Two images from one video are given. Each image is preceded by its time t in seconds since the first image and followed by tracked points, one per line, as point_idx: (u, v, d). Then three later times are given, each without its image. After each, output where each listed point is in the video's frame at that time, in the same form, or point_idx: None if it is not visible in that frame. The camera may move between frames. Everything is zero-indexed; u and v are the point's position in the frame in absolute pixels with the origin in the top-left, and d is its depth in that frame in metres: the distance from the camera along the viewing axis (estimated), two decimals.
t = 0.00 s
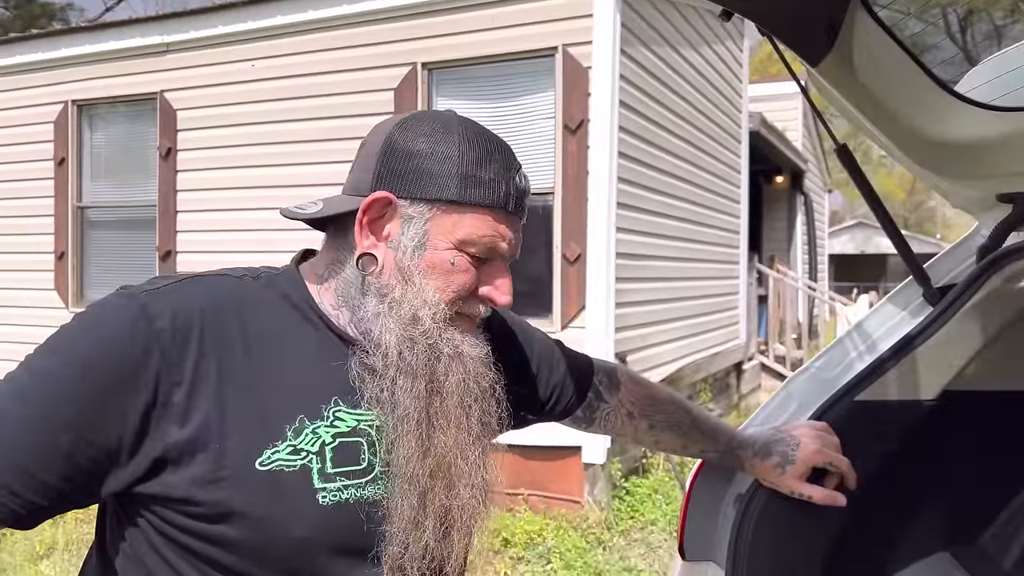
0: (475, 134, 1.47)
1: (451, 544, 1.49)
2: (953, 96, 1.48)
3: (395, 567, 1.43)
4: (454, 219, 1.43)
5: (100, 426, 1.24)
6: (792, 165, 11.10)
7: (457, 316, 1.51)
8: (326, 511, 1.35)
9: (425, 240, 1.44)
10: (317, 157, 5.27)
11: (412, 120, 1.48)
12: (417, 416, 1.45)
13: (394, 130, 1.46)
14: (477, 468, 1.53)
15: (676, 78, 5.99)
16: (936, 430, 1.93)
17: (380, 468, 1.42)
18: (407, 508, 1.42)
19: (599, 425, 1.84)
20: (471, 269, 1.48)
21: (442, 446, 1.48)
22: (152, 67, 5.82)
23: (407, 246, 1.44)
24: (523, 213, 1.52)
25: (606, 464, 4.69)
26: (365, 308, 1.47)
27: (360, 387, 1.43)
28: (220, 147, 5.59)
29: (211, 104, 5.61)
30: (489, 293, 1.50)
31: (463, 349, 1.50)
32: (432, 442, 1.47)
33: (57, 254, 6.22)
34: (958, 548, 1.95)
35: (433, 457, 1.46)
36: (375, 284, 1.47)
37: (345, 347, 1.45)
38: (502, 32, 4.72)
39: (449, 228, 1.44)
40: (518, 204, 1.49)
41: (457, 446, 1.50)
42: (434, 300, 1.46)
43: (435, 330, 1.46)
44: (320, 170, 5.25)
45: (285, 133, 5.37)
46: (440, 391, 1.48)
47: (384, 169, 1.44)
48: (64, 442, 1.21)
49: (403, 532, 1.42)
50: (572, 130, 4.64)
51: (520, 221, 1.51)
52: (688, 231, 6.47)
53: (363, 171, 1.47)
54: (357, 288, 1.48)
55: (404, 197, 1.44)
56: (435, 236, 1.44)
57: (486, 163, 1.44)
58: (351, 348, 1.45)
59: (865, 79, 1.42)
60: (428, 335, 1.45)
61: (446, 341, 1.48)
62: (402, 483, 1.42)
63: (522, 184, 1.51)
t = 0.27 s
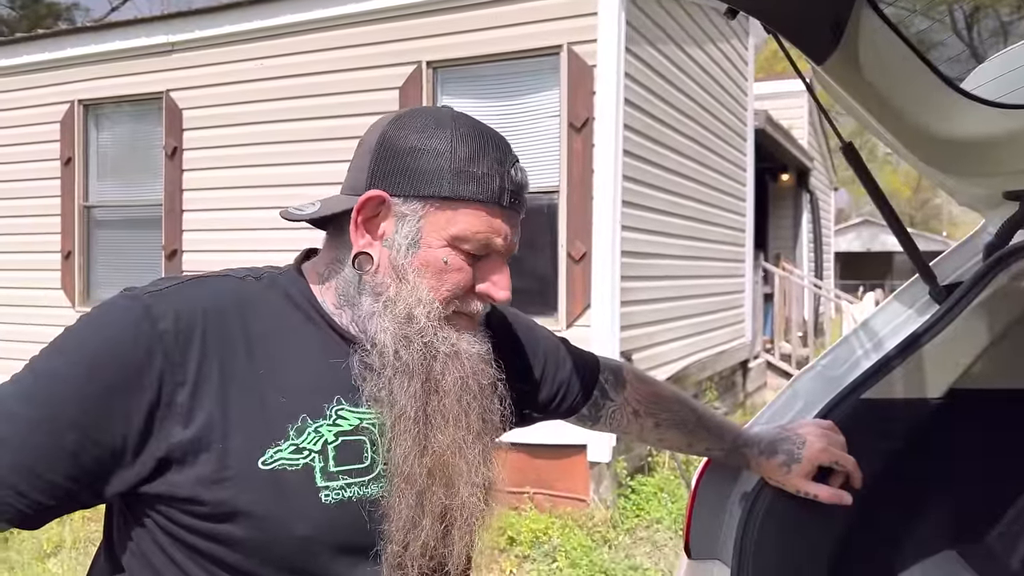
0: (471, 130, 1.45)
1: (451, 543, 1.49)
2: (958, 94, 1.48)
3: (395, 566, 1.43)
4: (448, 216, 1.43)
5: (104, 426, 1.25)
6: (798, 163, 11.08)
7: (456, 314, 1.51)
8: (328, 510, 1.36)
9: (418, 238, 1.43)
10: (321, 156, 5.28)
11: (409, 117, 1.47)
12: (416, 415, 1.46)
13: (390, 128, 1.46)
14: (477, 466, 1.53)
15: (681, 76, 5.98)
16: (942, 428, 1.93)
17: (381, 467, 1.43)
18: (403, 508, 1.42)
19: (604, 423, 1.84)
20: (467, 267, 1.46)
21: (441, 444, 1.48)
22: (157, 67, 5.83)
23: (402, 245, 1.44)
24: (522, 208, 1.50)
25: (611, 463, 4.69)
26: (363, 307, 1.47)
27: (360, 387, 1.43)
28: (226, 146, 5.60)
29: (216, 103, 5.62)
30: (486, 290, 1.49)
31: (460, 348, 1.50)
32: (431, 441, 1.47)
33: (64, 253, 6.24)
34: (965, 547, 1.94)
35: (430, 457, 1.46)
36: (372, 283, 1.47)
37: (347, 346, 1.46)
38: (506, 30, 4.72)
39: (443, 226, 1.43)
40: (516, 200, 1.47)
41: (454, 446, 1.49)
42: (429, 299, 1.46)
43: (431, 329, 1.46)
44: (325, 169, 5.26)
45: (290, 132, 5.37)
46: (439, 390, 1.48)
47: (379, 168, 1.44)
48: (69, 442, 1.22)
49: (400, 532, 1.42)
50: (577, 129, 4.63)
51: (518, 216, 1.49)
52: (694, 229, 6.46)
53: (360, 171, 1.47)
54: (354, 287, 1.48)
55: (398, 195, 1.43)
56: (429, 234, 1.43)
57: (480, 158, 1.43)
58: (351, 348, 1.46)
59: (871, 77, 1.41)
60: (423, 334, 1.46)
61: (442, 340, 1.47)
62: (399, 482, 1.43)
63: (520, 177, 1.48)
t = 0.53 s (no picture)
0: (458, 120, 1.46)
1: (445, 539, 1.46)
2: (960, 91, 1.48)
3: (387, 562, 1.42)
4: (429, 200, 1.42)
5: (107, 425, 1.26)
6: (803, 161, 11.07)
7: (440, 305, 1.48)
8: (327, 506, 1.37)
9: (400, 223, 1.43)
10: (326, 155, 5.30)
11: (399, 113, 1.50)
12: (399, 409, 1.43)
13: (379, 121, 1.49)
14: (469, 463, 1.48)
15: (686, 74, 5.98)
16: (944, 426, 1.93)
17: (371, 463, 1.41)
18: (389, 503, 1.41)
19: (605, 421, 1.84)
20: (451, 253, 1.45)
21: (427, 440, 1.44)
22: (164, 67, 5.86)
23: (384, 231, 1.44)
24: (509, 196, 1.48)
25: (616, 461, 4.70)
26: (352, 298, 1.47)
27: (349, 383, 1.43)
28: (231, 145, 5.62)
29: (222, 102, 5.65)
30: (470, 276, 1.47)
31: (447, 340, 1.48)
32: (416, 436, 1.44)
33: (71, 252, 6.27)
34: (967, 544, 1.93)
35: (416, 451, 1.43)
36: (358, 272, 1.48)
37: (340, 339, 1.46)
38: (511, 29, 4.73)
39: (423, 209, 1.42)
40: (502, 186, 1.46)
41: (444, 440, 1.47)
42: (411, 287, 1.44)
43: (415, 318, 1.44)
44: (330, 168, 5.28)
45: (295, 131, 5.39)
46: (422, 384, 1.45)
47: (367, 157, 1.47)
48: (72, 440, 1.23)
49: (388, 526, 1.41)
50: (581, 127, 4.64)
51: (505, 203, 1.47)
52: (698, 227, 6.46)
53: (353, 164, 1.51)
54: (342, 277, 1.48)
55: (381, 181, 1.45)
56: (410, 219, 1.43)
57: (462, 144, 1.43)
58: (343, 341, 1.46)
59: (872, 74, 1.41)
60: (404, 323, 1.43)
61: (424, 328, 1.45)
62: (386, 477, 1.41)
63: (507, 166, 1.47)
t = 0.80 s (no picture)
0: (442, 102, 1.51)
1: (392, 520, 1.35)
2: (967, 86, 1.49)
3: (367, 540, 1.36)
4: (400, 171, 1.48)
5: (118, 413, 1.28)
6: (809, 159, 11.05)
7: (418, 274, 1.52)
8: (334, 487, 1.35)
9: (375, 197, 1.50)
10: (332, 152, 5.31)
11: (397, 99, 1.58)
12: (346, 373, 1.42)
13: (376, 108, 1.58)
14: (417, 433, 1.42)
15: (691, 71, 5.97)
16: (949, 419, 1.93)
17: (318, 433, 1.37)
18: (327, 471, 1.34)
19: (612, 414, 1.85)
20: (420, 222, 1.48)
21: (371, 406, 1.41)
22: (170, 65, 5.88)
23: (363, 205, 1.52)
24: (487, 169, 1.49)
25: (621, 458, 4.71)
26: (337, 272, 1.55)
27: (319, 353, 1.42)
28: (237, 143, 5.64)
29: (228, 100, 5.66)
30: (441, 246, 1.48)
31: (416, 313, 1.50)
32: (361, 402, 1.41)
33: (78, 249, 6.31)
34: (974, 539, 1.92)
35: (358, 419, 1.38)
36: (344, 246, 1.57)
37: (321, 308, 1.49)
38: (517, 26, 4.73)
39: (394, 181, 1.48)
40: (474, 158, 1.47)
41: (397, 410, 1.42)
42: (385, 257, 1.51)
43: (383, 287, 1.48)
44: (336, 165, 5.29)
45: (301, 129, 5.41)
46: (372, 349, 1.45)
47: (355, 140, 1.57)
48: (86, 426, 1.25)
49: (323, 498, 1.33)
50: (587, 125, 4.65)
51: (479, 174, 1.48)
52: (704, 225, 6.46)
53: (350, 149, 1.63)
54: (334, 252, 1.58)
55: (362, 160, 1.54)
56: (384, 191, 1.50)
57: (433, 118, 1.47)
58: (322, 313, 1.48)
59: (880, 71, 1.41)
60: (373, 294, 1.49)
61: (392, 299, 1.48)
62: (328, 446, 1.35)
63: (480, 137, 1.49)
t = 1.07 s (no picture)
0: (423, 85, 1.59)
1: (415, 489, 1.40)
2: (977, 85, 1.49)
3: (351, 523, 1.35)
4: (385, 147, 1.55)
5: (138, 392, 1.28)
6: (813, 157, 11.04)
7: (409, 241, 1.58)
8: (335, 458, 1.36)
9: (367, 174, 1.59)
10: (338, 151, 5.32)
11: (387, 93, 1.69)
12: (355, 339, 1.45)
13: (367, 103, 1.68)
14: (427, 398, 1.47)
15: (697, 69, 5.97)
16: (958, 418, 1.93)
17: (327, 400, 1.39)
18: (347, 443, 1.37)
19: (620, 412, 1.86)
20: (410, 193, 1.55)
21: (381, 372, 1.45)
22: (176, 63, 5.89)
23: (356, 185, 1.61)
24: (470, 138, 1.57)
25: (626, 456, 4.71)
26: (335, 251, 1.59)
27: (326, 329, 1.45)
28: (243, 141, 5.65)
29: (234, 99, 5.67)
30: (432, 210, 1.55)
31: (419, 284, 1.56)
32: (371, 367, 1.45)
33: (85, 248, 6.33)
34: (981, 537, 1.93)
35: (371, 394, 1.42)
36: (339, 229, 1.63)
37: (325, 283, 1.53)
38: (523, 25, 4.74)
39: (381, 157, 1.55)
40: (456, 127, 1.55)
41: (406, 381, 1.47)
42: (378, 228, 1.56)
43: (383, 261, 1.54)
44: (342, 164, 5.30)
45: (307, 128, 5.42)
46: (380, 317, 1.50)
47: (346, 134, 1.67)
48: (105, 406, 1.25)
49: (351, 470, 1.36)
50: (593, 123, 4.64)
51: (461, 142, 1.55)
52: (710, 223, 6.46)
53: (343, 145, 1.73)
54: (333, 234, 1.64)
55: (352, 147, 1.63)
56: (373, 168, 1.57)
57: (414, 99, 1.56)
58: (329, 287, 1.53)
59: (888, 70, 1.41)
60: (371, 263, 1.53)
61: (389, 267, 1.54)
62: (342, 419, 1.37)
63: (459, 111, 1.56)
